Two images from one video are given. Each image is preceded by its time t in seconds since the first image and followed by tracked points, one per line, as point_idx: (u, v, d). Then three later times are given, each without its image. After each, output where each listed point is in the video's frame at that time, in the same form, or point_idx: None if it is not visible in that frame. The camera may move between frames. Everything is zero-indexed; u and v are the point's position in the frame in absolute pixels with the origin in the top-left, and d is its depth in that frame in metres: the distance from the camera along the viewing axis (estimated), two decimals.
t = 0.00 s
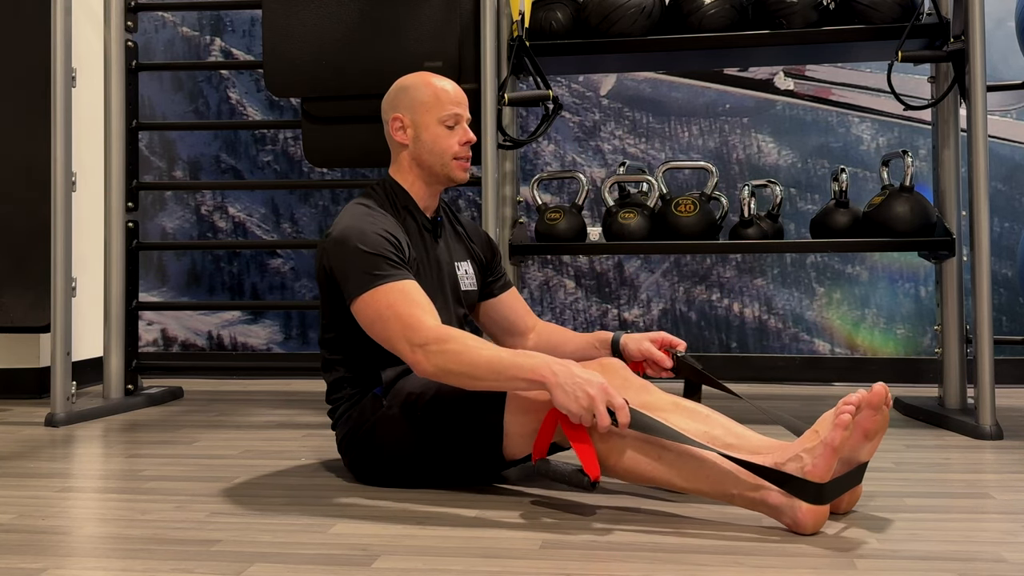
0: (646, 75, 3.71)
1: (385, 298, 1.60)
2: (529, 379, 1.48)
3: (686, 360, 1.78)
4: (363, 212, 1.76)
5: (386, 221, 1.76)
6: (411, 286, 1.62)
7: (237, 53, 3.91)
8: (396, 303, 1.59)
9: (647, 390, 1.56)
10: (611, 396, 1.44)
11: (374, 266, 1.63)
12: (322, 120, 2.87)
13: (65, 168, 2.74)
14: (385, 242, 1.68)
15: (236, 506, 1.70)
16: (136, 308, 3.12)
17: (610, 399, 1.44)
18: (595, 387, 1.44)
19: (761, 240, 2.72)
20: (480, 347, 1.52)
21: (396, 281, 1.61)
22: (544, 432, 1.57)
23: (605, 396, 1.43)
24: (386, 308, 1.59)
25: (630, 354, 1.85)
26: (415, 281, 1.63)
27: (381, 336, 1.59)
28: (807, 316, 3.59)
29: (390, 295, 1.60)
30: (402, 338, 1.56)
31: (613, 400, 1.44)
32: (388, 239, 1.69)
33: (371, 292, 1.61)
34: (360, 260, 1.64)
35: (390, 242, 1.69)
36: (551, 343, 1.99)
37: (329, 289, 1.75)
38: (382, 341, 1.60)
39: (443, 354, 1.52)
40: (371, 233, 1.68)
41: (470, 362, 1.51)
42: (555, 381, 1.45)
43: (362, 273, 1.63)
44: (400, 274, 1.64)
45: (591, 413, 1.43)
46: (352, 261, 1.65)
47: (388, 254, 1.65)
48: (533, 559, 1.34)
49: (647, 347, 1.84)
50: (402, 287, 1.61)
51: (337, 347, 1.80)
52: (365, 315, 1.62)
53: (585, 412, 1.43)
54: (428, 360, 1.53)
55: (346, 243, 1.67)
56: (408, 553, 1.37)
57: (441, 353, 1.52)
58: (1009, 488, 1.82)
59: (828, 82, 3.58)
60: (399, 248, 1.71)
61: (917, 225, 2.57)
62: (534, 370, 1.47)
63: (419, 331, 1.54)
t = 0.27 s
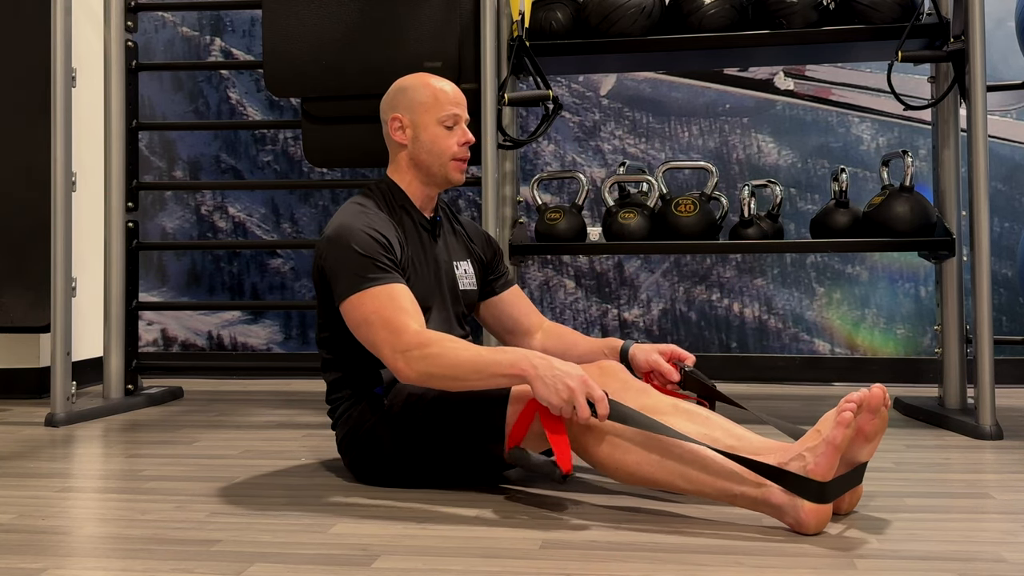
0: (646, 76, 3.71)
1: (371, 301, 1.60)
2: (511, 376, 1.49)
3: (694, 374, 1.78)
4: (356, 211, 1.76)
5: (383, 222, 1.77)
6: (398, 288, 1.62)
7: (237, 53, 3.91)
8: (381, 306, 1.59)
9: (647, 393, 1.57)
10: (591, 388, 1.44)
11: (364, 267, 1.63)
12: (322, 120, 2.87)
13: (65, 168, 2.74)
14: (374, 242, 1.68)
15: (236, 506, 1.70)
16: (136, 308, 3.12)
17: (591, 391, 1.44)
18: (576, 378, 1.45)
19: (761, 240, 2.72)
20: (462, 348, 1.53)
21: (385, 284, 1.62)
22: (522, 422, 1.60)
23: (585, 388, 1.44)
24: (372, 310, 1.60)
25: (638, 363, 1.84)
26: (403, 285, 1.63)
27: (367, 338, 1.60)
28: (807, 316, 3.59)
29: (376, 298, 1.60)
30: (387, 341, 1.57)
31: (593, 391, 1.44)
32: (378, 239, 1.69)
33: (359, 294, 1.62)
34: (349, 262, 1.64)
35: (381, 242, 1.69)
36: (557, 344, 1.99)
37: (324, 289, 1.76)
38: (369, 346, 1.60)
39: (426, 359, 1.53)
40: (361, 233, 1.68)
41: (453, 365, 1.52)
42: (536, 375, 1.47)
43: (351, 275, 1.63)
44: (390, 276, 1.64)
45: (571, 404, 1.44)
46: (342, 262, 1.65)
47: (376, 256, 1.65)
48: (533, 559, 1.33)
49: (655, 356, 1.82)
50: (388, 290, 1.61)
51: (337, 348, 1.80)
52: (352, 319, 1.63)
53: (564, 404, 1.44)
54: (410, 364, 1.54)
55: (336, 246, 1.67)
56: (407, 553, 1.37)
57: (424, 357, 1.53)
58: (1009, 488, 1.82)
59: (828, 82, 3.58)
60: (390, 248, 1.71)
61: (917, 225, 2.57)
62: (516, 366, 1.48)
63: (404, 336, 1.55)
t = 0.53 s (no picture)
0: (646, 76, 3.71)
1: (373, 302, 1.61)
2: (516, 382, 1.50)
3: (662, 368, 1.81)
4: (358, 207, 1.76)
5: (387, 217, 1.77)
6: (402, 286, 1.62)
7: (237, 53, 3.91)
8: (385, 306, 1.59)
9: (648, 394, 1.57)
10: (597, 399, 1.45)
11: (368, 266, 1.63)
12: (322, 120, 2.86)
13: (65, 168, 2.74)
14: (378, 239, 1.67)
15: (237, 506, 1.70)
16: (136, 308, 3.12)
17: (597, 401, 1.45)
18: (582, 388, 1.46)
19: (761, 240, 2.72)
20: (466, 352, 1.53)
21: (389, 282, 1.62)
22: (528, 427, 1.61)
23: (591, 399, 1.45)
24: (376, 310, 1.60)
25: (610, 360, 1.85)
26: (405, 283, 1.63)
27: (371, 337, 1.61)
28: (807, 316, 3.59)
29: (380, 297, 1.60)
30: (390, 342, 1.57)
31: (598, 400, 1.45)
32: (381, 236, 1.69)
33: (362, 294, 1.62)
34: (353, 261, 1.64)
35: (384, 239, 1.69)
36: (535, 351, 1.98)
37: (325, 287, 1.76)
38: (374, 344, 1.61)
39: (431, 361, 1.53)
40: (364, 231, 1.68)
41: (458, 367, 1.52)
42: (541, 383, 1.48)
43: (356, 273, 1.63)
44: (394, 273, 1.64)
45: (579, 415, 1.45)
46: (346, 261, 1.65)
47: (380, 253, 1.65)
48: (533, 559, 1.33)
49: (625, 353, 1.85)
50: (392, 289, 1.61)
51: (338, 348, 1.80)
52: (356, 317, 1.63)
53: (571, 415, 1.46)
54: (416, 367, 1.55)
55: (339, 244, 1.67)
56: (408, 553, 1.37)
57: (429, 359, 1.53)
58: (1009, 488, 1.82)
59: (828, 82, 3.58)
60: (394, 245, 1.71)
61: (917, 225, 2.57)
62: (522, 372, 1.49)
63: (408, 337, 1.55)
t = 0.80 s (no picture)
0: (646, 76, 3.71)
1: (371, 303, 1.61)
2: (512, 378, 1.49)
3: (651, 361, 1.82)
4: (356, 207, 1.75)
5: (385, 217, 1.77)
6: (400, 287, 1.62)
7: (237, 53, 3.91)
8: (383, 307, 1.59)
9: (649, 396, 1.57)
10: (591, 393, 1.45)
11: (365, 267, 1.63)
12: (322, 120, 2.86)
13: (65, 168, 2.74)
14: (376, 241, 1.67)
15: (237, 506, 1.70)
16: (136, 308, 3.12)
17: (592, 396, 1.45)
18: (577, 383, 1.45)
19: (761, 240, 2.72)
20: (463, 351, 1.53)
21: (387, 283, 1.62)
22: (532, 431, 1.60)
23: (586, 394, 1.45)
24: (373, 311, 1.60)
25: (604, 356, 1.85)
26: (402, 285, 1.63)
27: (369, 338, 1.61)
28: (807, 316, 3.59)
29: (378, 298, 1.60)
30: (388, 342, 1.57)
31: (594, 395, 1.45)
32: (379, 238, 1.69)
33: (361, 295, 1.62)
34: (350, 263, 1.64)
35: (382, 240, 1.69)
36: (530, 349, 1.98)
37: (324, 289, 1.76)
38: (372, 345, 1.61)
39: (428, 360, 1.53)
40: (361, 232, 1.68)
41: (454, 365, 1.52)
42: (536, 379, 1.47)
43: (354, 276, 1.63)
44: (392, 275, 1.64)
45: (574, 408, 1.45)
46: (344, 262, 1.65)
47: (378, 255, 1.65)
48: (533, 559, 1.34)
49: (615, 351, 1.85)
50: (390, 290, 1.61)
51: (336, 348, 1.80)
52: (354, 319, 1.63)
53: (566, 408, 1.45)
54: (413, 366, 1.54)
55: (337, 246, 1.67)
56: (408, 553, 1.37)
57: (427, 358, 1.53)
58: (1009, 487, 1.82)
59: (828, 82, 3.58)
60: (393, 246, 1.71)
61: (917, 225, 2.57)
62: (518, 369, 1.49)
63: (405, 337, 1.55)
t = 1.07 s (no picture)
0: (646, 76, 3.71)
1: (359, 305, 1.61)
2: (492, 377, 1.52)
3: (667, 365, 1.79)
4: (351, 208, 1.76)
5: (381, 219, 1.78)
6: (386, 291, 1.63)
7: (237, 53, 3.91)
8: (369, 312, 1.60)
9: (651, 399, 1.57)
10: (568, 385, 1.47)
11: (353, 272, 1.63)
12: (322, 120, 2.86)
13: (65, 168, 2.74)
14: (366, 244, 1.67)
15: (237, 506, 1.70)
16: (137, 308, 3.12)
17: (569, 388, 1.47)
18: (554, 375, 1.48)
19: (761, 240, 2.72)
20: (448, 354, 1.54)
21: (375, 288, 1.62)
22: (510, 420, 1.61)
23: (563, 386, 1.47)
24: (360, 315, 1.61)
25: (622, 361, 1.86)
26: (391, 289, 1.64)
27: (355, 340, 1.62)
28: (807, 316, 3.58)
29: (366, 301, 1.61)
30: (374, 345, 1.58)
31: (570, 386, 1.47)
32: (369, 239, 1.69)
33: (350, 297, 1.62)
34: (336, 267, 1.64)
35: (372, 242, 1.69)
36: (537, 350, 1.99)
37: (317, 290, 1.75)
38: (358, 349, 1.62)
39: (409, 366, 1.55)
40: (351, 235, 1.68)
41: (435, 370, 1.54)
42: (514, 374, 1.49)
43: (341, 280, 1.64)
44: (380, 279, 1.64)
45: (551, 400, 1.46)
46: (330, 265, 1.65)
47: (366, 258, 1.65)
48: (533, 559, 1.33)
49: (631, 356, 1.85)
50: (377, 294, 1.62)
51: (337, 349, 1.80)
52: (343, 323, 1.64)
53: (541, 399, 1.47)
54: (394, 372, 1.56)
55: (325, 250, 1.67)
56: (407, 553, 1.37)
57: (408, 365, 1.55)
58: (1009, 488, 1.82)
59: (828, 82, 3.58)
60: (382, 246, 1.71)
61: (917, 225, 2.57)
62: (496, 367, 1.51)
63: (389, 343, 1.57)
